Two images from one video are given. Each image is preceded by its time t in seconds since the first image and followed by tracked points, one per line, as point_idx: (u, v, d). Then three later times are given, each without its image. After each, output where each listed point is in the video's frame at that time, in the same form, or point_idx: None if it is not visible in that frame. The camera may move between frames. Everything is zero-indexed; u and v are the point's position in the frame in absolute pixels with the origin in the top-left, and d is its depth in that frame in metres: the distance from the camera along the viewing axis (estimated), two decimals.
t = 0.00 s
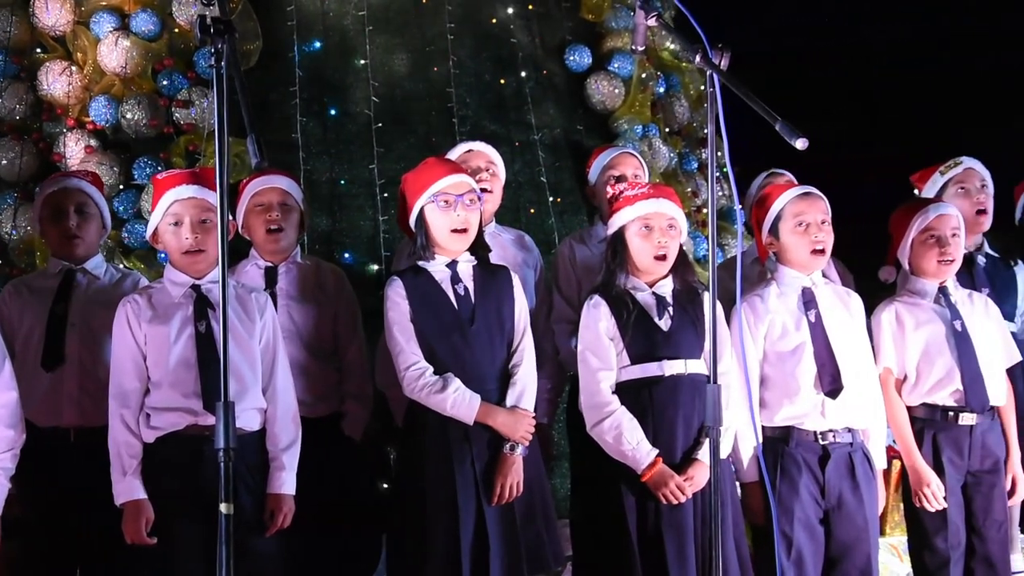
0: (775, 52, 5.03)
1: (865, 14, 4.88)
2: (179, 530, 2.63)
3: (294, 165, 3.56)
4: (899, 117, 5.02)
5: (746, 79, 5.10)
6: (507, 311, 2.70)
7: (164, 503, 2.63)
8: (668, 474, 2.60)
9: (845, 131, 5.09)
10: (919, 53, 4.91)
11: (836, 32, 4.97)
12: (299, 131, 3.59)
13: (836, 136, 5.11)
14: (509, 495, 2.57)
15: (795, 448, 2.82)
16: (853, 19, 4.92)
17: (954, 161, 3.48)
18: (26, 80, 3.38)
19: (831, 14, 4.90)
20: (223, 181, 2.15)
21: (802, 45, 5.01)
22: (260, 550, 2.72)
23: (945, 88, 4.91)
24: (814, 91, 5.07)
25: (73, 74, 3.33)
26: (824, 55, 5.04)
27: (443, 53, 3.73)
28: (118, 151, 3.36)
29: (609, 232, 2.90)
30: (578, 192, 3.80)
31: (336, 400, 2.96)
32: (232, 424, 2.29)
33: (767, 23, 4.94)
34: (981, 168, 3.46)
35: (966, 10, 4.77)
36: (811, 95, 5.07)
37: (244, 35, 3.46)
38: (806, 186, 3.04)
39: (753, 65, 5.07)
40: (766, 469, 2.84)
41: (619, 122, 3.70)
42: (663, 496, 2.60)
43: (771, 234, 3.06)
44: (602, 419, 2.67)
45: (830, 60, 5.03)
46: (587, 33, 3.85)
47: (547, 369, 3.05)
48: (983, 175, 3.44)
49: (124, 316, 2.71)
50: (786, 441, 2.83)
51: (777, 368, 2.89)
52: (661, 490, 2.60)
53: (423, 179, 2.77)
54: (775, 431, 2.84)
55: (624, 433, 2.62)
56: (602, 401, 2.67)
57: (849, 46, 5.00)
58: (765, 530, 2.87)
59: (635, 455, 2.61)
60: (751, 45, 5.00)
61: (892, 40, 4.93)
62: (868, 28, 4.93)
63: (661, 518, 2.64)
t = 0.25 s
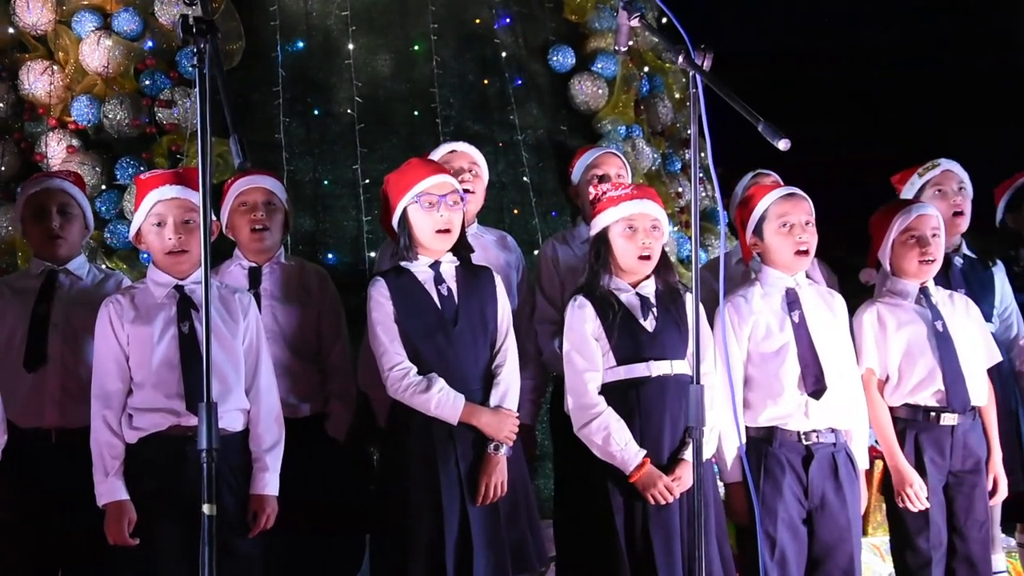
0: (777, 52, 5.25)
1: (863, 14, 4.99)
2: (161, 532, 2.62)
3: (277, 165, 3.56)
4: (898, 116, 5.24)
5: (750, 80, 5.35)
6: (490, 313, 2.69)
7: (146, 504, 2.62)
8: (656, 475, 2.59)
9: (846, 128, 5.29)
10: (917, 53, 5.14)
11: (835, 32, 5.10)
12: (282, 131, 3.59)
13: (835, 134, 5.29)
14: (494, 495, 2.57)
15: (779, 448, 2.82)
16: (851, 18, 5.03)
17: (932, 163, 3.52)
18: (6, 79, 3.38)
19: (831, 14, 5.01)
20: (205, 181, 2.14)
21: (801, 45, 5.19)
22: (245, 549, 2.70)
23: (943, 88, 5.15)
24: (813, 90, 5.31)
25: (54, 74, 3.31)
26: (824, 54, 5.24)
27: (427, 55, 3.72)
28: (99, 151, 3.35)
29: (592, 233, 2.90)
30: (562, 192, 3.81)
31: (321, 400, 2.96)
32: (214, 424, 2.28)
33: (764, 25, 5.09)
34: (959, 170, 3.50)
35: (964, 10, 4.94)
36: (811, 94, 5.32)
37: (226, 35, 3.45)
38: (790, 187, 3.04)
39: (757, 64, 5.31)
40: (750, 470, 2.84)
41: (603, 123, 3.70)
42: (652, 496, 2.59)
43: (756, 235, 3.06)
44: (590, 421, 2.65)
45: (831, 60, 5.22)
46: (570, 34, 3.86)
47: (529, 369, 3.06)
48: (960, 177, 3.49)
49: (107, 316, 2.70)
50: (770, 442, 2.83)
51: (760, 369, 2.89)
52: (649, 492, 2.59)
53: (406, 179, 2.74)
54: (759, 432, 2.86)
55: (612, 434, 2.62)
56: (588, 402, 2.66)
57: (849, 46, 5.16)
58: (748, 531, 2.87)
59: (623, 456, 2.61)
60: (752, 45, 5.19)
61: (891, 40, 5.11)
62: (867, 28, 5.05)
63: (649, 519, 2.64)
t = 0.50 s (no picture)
0: (775, 51, 5.21)
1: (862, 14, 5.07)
2: (148, 533, 2.61)
3: (263, 165, 3.55)
4: (897, 117, 5.17)
5: (748, 80, 5.26)
6: (478, 313, 2.69)
7: (132, 506, 2.61)
8: (647, 475, 2.59)
9: (845, 130, 5.20)
10: (915, 54, 5.12)
11: (833, 32, 5.14)
12: (269, 131, 3.58)
13: (833, 135, 5.21)
14: (486, 495, 2.56)
15: (767, 448, 2.83)
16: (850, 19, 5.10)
17: (912, 163, 3.58)
18: None
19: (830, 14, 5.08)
20: (192, 185, 2.14)
21: (800, 45, 5.18)
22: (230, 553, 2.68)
23: (941, 88, 5.12)
24: (813, 90, 5.21)
25: (40, 74, 3.29)
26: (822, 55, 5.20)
27: (414, 55, 3.72)
28: (85, 151, 3.35)
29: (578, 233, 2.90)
30: (549, 193, 3.81)
31: (307, 401, 2.96)
32: (201, 425, 2.28)
33: (762, 25, 5.17)
34: (939, 170, 3.57)
35: (962, 10, 5.04)
36: (810, 94, 5.21)
37: (212, 34, 3.44)
38: (778, 187, 3.05)
39: (755, 65, 5.25)
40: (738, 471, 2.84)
41: (590, 123, 3.72)
42: (642, 496, 2.60)
43: (742, 235, 3.08)
44: (580, 422, 2.64)
45: (829, 61, 5.18)
46: (557, 34, 3.87)
47: (515, 369, 3.06)
48: (941, 176, 3.55)
49: (93, 317, 2.69)
50: (757, 442, 2.84)
51: (747, 370, 2.90)
52: (640, 492, 2.59)
53: (394, 178, 2.72)
54: (746, 432, 2.86)
55: (603, 434, 2.61)
56: (578, 402, 2.65)
57: (847, 46, 5.16)
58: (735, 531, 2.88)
59: (613, 457, 2.60)
60: (752, 45, 5.20)
61: (889, 40, 5.12)
62: (865, 28, 5.11)
63: (638, 520, 2.64)
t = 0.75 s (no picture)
0: (775, 52, 5.29)
1: (864, 15, 5.12)
2: (130, 534, 2.60)
3: (248, 165, 3.54)
4: (897, 116, 5.21)
5: (745, 81, 5.35)
6: (465, 313, 2.69)
7: (115, 507, 2.60)
8: (632, 476, 2.60)
9: (843, 130, 5.26)
10: (916, 54, 5.18)
11: (834, 32, 5.20)
12: (253, 131, 3.57)
13: (831, 135, 5.26)
14: (475, 494, 2.57)
15: (751, 448, 2.84)
16: (851, 19, 5.15)
17: (894, 169, 3.62)
18: None
19: (831, 14, 5.13)
20: (175, 180, 2.16)
21: (802, 45, 5.25)
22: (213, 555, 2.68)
23: (940, 88, 5.18)
24: (812, 90, 5.28)
25: (23, 74, 3.28)
26: (823, 55, 5.27)
27: (399, 56, 3.71)
28: (68, 151, 3.33)
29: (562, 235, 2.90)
30: (534, 194, 3.82)
31: (290, 402, 2.97)
32: (185, 427, 2.27)
33: (761, 27, 5.21)
34: (920, 176, 3.61)
35: (962, 10, 5.08)
36: (809, 95, 5.29)
37: (196, 35, 3.46)
38: (766, 190, 3.05)
39: (754, 66, 5.34)
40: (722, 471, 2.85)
41: (575, 124, 3.74)
42: (627, 497, 2.60)
43: (729, 236, 3.07)
44: (565, 423, 2.64)
45: (829, 61, 5.25)
46: (542, 35, 3.89)
47: (500, 370, 3.07)
48: (922, 183, 3.59)
49: (76, 318, 2.67)
50: (742, 442, 2.85)
51: (731, 371, 2.91)
52: (625, 493, 2.59)
53: (382, 178, 2.71)
54: (731, 432, 2.87)
55: (588, 435, 2.61)
56: (564, 403, 2.65)
57: (848, 46, 5.22)
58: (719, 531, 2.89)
59: (598, 458, 2.60)
60: (752, 46, 5.29)
61: (890, 40, 5.17)
62: (867, 28, 5.16)
63: (624, 521, 2.64)
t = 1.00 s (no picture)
0: (775, 51, 5.40)
1: (862, 15, 5.08)
2: (114, 536, 2.59)
3: (232, 166, 3.52)
4: (897, 116, 5.30)
5: (744, 81, 5.47)
6: (452, 314, 2.68)
7: (98, 508, 2.59)
8: (616, 477, 2.60)
9: (844, 129, 5.35)
10: (915, 54, 5.24)
11: (832, 32, 5.22)
12: (238, 131, 3.56)
13: (831, 134, 5.37)
14: (461, 495, 2.57)
15: (737, 448, 2.84)
16: (850, 19, 5.13)
17: (877, 173, 3.68)
18: None
19: (830, 15, 5.10)
20: (159, 181, 2.16)
21: (800, 45, 5.34)
22: (196, 556, 2.68)
23: (939, 88, 5.23)
24: (812, 90, 5.37)
25: (6, 73, 3.30)
26: (822, 55, 5.35)
27: (384, 56, 3.71)
28: (52, 151, 3.33)
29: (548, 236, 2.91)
30: (520, 195, 3.82)
31: (275, 403, 2.97)
32: (168, 427, 2.27)
33: (759, 27, 5.28)
34: (902, 181, 3.66)
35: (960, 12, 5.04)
36: (809, 94, 5.38)
37: (181, 34, 3.46)
38: (755, 193, 3.05)
39: (753, 66, 5.46)
40: (709, 472, 2.85)
41: (560, 125, 3.74)
42: (611, 498, 2.61)
43: (717, 238, 3.07)
44: (550, 423, 2.65)
45: (828, 60, 5.32)
46: (528, 35, 3.89)
47: (485, 371, 3.07)
48: (904, 188, 3.65)
49: (59, 318, 2.66)
50: (728, 443, 2.85)
51: (717, 372, 2.91)
52: (609, 494, 2.60)
53: (370, 178, 2.70)
54: (717, 433, 2.87)
55: (572, 436, 2.61)
56: (549, 404, 2.66)
57: (846, 46, 5.29)
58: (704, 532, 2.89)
59: (583, 459, 2.61)
60: (751, 46, 5.40)
61: (888, 40, 5.24)
62: (865, 28, 5.18)
63: (608, 522, 2.64)
